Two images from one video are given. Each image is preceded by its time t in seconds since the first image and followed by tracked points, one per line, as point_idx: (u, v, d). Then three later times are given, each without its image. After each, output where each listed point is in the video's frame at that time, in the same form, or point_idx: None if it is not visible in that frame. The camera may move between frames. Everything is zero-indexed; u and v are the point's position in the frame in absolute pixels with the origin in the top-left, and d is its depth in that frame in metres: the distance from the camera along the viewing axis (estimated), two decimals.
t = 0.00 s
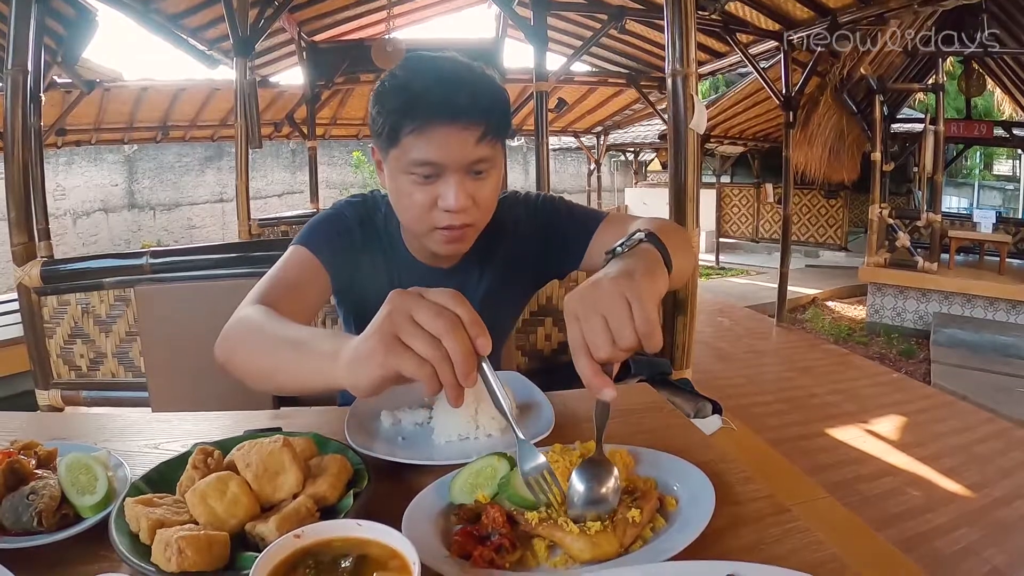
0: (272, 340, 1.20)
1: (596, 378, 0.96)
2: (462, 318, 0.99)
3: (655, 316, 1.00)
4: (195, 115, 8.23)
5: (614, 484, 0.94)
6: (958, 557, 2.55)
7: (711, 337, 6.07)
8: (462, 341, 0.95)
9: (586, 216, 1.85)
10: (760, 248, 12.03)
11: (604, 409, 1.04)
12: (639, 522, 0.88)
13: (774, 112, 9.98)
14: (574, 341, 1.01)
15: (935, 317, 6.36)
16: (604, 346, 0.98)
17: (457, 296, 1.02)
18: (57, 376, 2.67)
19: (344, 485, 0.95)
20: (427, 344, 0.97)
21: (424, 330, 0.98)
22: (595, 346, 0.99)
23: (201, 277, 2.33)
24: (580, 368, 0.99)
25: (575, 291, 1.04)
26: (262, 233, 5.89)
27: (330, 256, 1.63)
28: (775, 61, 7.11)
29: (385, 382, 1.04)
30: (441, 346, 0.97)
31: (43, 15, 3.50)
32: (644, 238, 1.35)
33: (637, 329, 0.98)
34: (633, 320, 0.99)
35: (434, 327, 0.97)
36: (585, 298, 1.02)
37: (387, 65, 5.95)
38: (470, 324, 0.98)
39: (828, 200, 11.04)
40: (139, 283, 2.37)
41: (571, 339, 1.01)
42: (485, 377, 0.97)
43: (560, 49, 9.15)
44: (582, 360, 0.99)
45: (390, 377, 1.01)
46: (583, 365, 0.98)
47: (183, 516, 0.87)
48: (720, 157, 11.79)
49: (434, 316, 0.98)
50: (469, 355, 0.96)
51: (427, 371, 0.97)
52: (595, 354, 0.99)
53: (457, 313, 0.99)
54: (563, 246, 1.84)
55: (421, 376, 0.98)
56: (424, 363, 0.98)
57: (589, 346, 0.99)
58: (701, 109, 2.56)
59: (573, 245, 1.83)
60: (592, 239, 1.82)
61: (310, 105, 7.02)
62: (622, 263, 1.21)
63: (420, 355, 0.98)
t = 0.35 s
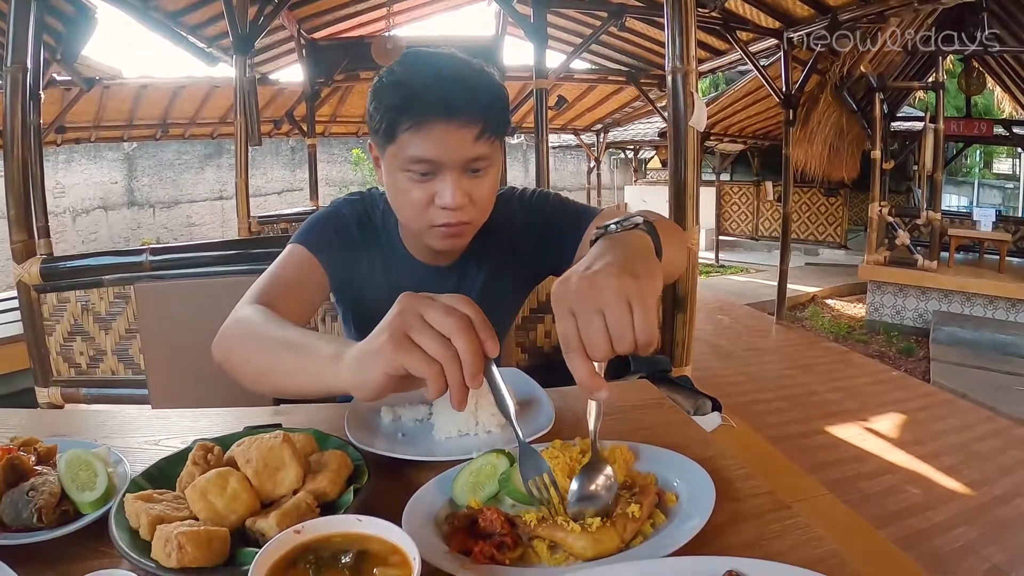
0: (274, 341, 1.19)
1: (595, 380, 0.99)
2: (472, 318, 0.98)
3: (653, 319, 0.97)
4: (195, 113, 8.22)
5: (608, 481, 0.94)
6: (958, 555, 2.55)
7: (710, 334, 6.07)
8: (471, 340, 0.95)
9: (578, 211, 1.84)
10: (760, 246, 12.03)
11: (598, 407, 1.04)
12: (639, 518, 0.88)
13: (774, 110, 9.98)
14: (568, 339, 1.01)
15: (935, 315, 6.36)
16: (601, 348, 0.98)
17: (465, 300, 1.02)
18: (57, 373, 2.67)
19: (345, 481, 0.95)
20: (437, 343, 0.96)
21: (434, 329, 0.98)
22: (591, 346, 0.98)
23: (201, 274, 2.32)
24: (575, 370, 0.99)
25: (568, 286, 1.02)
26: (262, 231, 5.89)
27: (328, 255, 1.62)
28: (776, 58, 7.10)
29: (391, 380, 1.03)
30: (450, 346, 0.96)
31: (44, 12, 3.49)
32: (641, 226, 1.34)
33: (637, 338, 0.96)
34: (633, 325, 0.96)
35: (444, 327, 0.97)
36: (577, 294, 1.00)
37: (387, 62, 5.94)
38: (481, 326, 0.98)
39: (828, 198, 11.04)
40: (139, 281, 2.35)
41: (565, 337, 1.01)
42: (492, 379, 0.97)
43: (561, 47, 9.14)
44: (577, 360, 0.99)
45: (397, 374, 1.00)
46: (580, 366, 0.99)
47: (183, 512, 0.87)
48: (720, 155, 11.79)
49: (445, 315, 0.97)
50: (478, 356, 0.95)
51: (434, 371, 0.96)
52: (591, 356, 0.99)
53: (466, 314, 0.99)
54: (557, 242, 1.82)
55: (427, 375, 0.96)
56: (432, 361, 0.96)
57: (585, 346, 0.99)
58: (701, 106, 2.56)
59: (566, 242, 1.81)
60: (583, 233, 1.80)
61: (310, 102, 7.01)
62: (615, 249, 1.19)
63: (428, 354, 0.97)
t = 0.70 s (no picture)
0: (276, 346, 1.16)
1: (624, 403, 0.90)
2: (484, 331, 0.96)
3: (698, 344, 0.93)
4: (195, 118, 8.23)
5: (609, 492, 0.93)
6: (962, 555, 2.54)
7: (712, 336, 6.06)
8: (483, 354, 0.93)
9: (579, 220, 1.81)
10: (760, 247, 12.01)
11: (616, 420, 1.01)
12: (641, 525, 0.87)
13: (773, 111, 9.98)
14: (604, 351, 0.93)
15: (936, 314, 6.35)
16: (639, 366, 0.91)
17: (478, 308, 1.00)
18: (57, 382, 2.66)
19: (344, 491, 0.94)
20: (450, 357, 0.95)
21: (445, 341, 0.97)
22: (629, 363, 0.92)
23: (200, 281, 2.36)
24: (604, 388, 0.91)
25: (627, 298, 0.94)
26: (262, 236, 5.89)
27: (327, 260, 1.61)
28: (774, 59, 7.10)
29: (406, 392, 1.02)
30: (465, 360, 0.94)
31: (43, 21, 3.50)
32: (686, 234, 1.34)
33: (677, 364, 0.91)
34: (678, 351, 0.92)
35: (456, 340, 0.95)
36: (643, 317, 0.93)
37: (386, 67, 5.95)
38: (493, 338, 0.95)
39: (829, 198, 11.03)
40: (138, 286, 2.40)
41: (602, 346, 0.93)
42: (503, 394, 0.94)
43: (559, 50, 9.14)
44: (609, 375, 0.91)
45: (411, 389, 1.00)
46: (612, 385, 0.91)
47: (180, 524, 0.86)
48: (720, 157, 11.79)
49: (459, 330, 0.96)
50: (490, 369, 0.93)
51: (448, 386, 0.95)
52: (627, 372, 0.92)
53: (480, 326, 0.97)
54: (555, 248, 1.80)
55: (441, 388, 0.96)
56: (445, 376, 0.95)
57: (624, 361, 0.92)
58: (701, 108, 2.55)
59: (562, 248, 1.79)
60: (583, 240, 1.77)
61: (309, 109, 7.02)
62: (652, 256, 1.14)
63: (441, 369, 0.95)
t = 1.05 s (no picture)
0: (263, 345, 1.13)
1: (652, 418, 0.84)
2: (471, 340, 0.93)
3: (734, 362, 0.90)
4: (191, 113, 8.18)
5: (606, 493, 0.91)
6: (963, 548, 2.53)
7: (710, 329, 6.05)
8: (469, 367, 0.90)
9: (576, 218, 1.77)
10: (759, 240, 12.00)
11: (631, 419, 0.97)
12: (639, 523, 0.85)
13: (772, 103, 9.94)
14: (647, 360, 0.87)
15: (935, 307, 6.34)
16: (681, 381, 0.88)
17: (465, 309, 0.95)
18: (52, 379, 2.63)
19: (334, 489, 0.92)
20: (433, 364, 0.92)
21: (427, 348, 0.93)
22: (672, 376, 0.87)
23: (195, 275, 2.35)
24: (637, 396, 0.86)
25: (692, 314, 0.88)
26: (259, 231, 5.85)
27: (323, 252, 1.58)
28: (773, 51, 7.06)
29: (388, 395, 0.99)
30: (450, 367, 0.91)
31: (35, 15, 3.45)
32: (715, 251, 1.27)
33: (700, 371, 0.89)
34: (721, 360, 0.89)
35: (439, 350, 0.92)
36: (706, 336, 0.87)
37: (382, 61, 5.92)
38: (481, 348, 0.92)
39: (827, 191, 11.01)
40: (133, 282, 2.38)
41: (649, 354, 0.86)
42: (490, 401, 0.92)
43: (557, 42, 9.09)
44: (649, 387, 0.85)
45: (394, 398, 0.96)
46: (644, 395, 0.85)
47: (167, 523, 0.84)
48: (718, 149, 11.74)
49: (441, 341, 0.92)
50: (477, 381, 0.91)
51: (432, 395, 0.93)
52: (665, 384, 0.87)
53: (466, 334, 0.93)
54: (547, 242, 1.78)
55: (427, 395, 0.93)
56: (430, 384, 0.93)
57: (666, 374, 0.87)
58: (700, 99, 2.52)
59: (557, 240, 1.76)
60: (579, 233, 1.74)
61: (306, 102, 6.98)
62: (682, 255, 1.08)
63: (425, 377, 0.93)
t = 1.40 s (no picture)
0: (275, 332, 1.11)
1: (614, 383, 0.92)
2: (494, 333, 0.91)
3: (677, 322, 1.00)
4: (191, 111, 8.16)
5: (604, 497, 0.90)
6: (965, 549, 2.51)
7: (711, 328, 6.03)
8: (489, 358, 0.88)
9: (593, 233, 1.77)
10: (759, 239, 11.98)
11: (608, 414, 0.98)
12: (643, 527, 0.84)
13: (773, 102, 9.92)
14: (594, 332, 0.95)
15: (936, 306, 6.32)
16: (629, 343, 0.95)
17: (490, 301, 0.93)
18: (51, 378, 2.62)
19: (331, 492, 0.90)
20: (452, 353, 0.90)
21: (449, 338, 0.91)
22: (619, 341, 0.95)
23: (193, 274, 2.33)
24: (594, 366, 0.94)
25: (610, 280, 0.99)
26: (259, 229, 5.83)
27: (321, 252, 1.55)
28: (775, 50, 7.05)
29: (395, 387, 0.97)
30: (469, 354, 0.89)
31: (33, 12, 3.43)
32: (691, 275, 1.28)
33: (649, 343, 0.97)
34: (666, 332, 0.98)
35: (461, 341, 0.90)
36: (628, 296, 0.98)
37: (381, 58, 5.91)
38: (502, 342, 0.90)
39: (828, 189, 10.99)
40: (132, 281, 2.36)
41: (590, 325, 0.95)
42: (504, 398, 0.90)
43: (557, 41, 9.07)
44: (598, 355, 0.94)
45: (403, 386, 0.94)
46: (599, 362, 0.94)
47: (161, 527, 0.83)
48: (719, 148, 11.73)
49: (466, 328, 0.90)
50: (494, 374, 0.89)
51: (445, 386, 0.90)
52: (617, 351, 0.95)
53: (489, 326, 0.92)
54: (563, 250, 1.78)
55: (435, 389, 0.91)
56: (443, 376, 0.91)
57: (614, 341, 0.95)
58: (701, 98, 2.50)
59: (567, 246, 1.77)
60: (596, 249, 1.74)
61: (306, 101, 6.97)
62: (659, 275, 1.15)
63: (440, 366, 0.91)
